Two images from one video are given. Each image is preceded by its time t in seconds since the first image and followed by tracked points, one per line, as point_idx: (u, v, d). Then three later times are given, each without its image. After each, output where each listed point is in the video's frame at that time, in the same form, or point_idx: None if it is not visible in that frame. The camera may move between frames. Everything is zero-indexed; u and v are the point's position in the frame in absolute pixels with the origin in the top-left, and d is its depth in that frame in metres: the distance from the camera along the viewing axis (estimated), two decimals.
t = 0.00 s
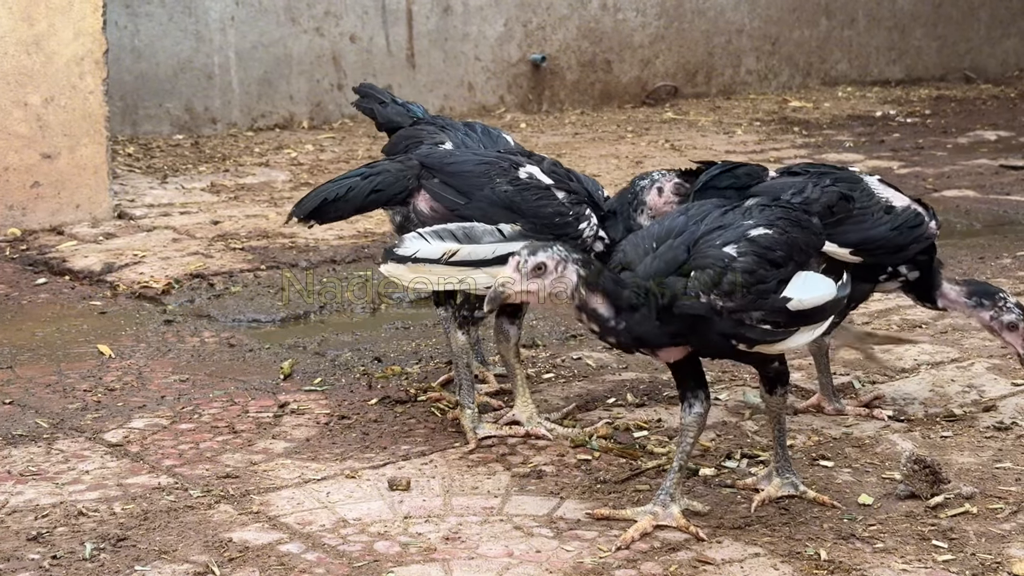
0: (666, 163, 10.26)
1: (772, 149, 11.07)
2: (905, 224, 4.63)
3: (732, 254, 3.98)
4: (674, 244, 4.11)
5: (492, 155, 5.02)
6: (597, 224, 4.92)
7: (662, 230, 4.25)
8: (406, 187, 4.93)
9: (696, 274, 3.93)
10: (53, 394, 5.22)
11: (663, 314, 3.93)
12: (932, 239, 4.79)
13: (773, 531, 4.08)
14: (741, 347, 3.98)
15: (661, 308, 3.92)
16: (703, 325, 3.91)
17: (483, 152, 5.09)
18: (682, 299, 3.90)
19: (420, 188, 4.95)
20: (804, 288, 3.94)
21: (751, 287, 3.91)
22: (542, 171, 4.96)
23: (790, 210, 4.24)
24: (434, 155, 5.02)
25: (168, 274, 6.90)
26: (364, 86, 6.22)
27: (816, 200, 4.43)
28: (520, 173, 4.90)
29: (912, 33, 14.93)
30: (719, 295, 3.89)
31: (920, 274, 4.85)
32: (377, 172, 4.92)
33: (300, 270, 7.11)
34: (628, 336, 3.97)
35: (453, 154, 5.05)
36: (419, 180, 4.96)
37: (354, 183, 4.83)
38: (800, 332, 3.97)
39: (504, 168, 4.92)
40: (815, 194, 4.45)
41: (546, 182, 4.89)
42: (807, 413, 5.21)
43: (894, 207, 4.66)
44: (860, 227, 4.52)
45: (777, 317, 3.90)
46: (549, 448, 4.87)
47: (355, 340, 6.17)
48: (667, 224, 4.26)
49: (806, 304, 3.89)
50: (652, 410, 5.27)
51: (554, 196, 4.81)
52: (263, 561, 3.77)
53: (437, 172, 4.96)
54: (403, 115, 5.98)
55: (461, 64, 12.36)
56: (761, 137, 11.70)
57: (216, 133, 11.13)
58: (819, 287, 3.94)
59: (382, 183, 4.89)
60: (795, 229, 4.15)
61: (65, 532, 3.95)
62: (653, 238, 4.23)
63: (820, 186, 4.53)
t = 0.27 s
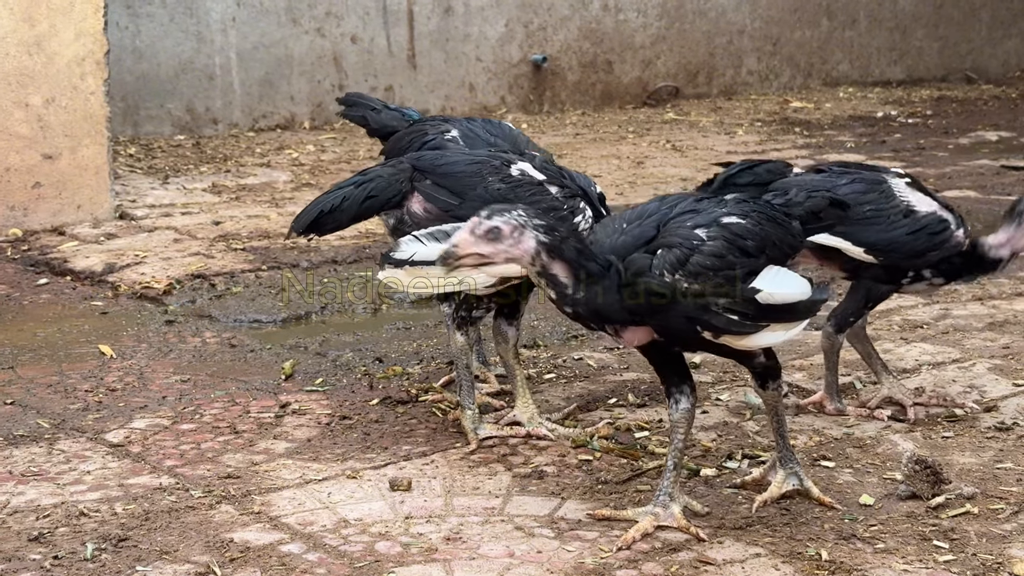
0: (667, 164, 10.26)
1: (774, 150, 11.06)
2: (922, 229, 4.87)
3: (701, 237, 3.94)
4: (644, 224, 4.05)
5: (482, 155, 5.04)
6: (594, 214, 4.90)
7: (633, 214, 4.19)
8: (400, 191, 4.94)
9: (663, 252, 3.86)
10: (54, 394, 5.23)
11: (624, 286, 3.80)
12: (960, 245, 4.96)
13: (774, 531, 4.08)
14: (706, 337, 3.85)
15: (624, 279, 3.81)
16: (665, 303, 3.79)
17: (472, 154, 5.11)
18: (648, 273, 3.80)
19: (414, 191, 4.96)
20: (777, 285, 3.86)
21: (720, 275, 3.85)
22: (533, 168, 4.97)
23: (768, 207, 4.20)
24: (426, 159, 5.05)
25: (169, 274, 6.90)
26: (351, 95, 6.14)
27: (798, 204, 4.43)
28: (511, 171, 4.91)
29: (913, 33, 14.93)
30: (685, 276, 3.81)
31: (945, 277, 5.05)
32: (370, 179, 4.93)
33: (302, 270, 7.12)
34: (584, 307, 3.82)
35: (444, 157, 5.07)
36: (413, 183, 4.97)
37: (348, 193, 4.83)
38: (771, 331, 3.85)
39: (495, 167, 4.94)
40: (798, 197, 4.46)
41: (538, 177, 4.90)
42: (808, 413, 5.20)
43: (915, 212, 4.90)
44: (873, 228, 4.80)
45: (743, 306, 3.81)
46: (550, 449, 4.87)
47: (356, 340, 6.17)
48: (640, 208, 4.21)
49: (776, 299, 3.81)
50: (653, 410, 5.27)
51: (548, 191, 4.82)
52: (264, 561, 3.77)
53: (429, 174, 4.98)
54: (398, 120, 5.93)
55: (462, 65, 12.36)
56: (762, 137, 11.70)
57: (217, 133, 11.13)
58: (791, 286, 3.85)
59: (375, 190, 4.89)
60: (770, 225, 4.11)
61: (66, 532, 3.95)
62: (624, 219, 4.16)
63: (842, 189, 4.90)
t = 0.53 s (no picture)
0: (669, 165, 10.26)
1: (776, 151, 11.06)
2: (951, 189, 5.00)
3: (659, 234, 4.01)
4: (609, 222, 4.17)
5: (481, 156, 5.07)
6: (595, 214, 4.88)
7: (606, 212, 4.31)
8: (402, 193, 4.95)
9: (616, 248, 3.97)
10: (56, 396, 5.23)
11: (582, 284, 3.96)
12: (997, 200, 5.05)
13: (776, 534, 4.08)
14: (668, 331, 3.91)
15: (579, 278, 3.97)
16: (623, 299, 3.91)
17: (471, 155, 5.14)
18: (601, 270, 3.94)
19: (415, 193, 4.98)
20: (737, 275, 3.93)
21: (677, 269, 3.91)
22: (533, 169, 5.01)
23: (745, 210, 4.19)
24: (425, 161, 5.06)
25: (171, 276, 6.90)
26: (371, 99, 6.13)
27: (787, 210, 4.35)
28: (511, 173, 4.94)
29: (915, 35, 14.92)
30: (638, 272, 3.90)
31: (990, 238, 5.12)
32: (371, 181, 4.96)
33: (304, 272, 7.12)
34: (541, 304, 4.04)
35: (443, 158, 5.09)
36: (414, 186, 4.98)
37: (349, 195, 4.90)
38: (738, 324, 3.94)
39: (494, 169, 4.97)
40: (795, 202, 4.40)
41: (538, 178, 4.93)
42: (811, 415, 5.19)
43: (943, 177, 5.03)
44: (905, 198, 4.95)
45: (704, 300, 3.87)
46: (551, 451, 4.87)
47: (358, 342, 6.17)
48: (611, 207, 4.32)
49: (740, 291, 3.86)
50: (655, 412, 5.27)
51: (547, 192, 4.83)
52: (266, 564, 3.77)
53: (429, 176, 4.99)
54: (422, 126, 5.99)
55: (464, 66, 12.36)
56: (764, 139, 11.70)
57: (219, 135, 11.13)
58: (765, 278, 3.91)
59: (377, 192, 4.92)
60: (741, 226, 4.10)
61: (69, 534, 3.95)
62: (594, 217, 4.30)
63: (868, 169, 5.04)
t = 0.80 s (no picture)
0: (671, 166, 10.25)
1: (778, 152, 11.05)
2: (973, 213, 4.78)
3: (587, 250, 3.73)
4: (539, 227, 3.88)
5: (476, 156, 5.05)
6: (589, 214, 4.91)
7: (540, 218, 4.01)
8: (399, 194, 4.94)
9: (541, 257, 3.71)
10: (59, 397, 5.23)
11: (495, 291, 3.66)
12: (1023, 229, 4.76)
13: (779, 535, 4.07)
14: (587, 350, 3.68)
15: (494, 282, 3.66)
16: (538, 309, 3.66)
17: (466, 154, 5.12)
18: (522, 277, 3.66)
19: (412, 195, 4.95)
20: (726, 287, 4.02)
21: (599, 287, 3.65)
22: (527, 166, 5.03)
23: (693, 236, 3.88)
24: (422, 161, 5.02)
25: (174, 277, 6.90)
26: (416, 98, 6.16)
27: (754, 233, 3.93)
28: (505, 171, 4.95)
29: (917, 35, 14.91)
30: (557, 284, 3.64)
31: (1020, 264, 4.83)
32: (371, 182, 4.94)
33: (306, 273, 7.12)
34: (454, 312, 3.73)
35: (439, 158, 5.06)
36: (411, 187, 4.95)
37: (348, 198, 4.88)
38: (663, 352, 3.67)
39: (489, 168, 4.96)
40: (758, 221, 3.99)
41: (532, 176, 4.95)
42: (814, 416, 5.18)
43: (966, 200, 4.82)
44: (926, 220, 4.79)
45: (628, 323, 3.62)
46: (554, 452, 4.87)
47: (360, 343, 6.17)
48: (549, 214, 4.03)
49: (663, 320, 3.65)
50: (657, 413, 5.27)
51: (541, 190, 4.89)
52: (269, 565, 3.77)
53: (426, 178, 4.96)
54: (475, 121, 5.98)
55: (466, 67, 12.36)
56: (766, 140, 11.69)
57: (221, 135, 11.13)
58: (700, 307, 3.70)
59: (376, 193, 4.91)
60: (684, 252, 3.82)
61: (72, 535, 3.95)
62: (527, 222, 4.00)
63: (894, 184, 4.92)
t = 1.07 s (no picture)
0: (673, 167, 10.25)
1: (780, 153, 11.05)
2: (979, 223, 4.78)
3: (458, 249, 3.78)
4: (432, 228, 3.96)
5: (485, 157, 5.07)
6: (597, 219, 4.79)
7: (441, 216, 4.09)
8: (409, 191, 4.98)
9: (414, 257, 3.79)
10: (61, 397, 5.23)
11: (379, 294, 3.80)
12: None
13: (782, 535, 4.07)
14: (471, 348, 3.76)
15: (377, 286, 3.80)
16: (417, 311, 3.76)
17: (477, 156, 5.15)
18: (397, 280, 3.77)
19: (422, 193, 5.00)
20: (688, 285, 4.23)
21: (466, 286, 3.69)
22: (535, 170, 4.96)
23: (582, 234, 3.83)
24: (432, 160, 5.10)
25: (176, 277, 6.91)
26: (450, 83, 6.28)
27: (664, 234, 3.81)
28: (511, 174, 4.92)
29: (919, 36, 14.91)
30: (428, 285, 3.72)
31: None
32: (381, 181, 4.97)
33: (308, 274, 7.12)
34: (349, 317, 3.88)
35: (450, 157, 5.12)
36: (421, 184, 5.02)
37: (360, 195, 4.90)
38: (543, 351, 3.70)
39: (495, 170, 4.96)
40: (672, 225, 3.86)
41: (538, 180, 4.87)
42: (816, 417, 5.18)
43: (973, 210, 4.82)
44: (936, 230, 4.85)
45: (500, 321, 3.66)
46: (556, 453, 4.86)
47: (361, 344, 6.17)
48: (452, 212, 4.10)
49: (533, 317, 3.66)
50: (659, 414, 5.28)
51: (545, 194, 4.79)
52: (271, 565, 3.77)
53: (433, 176, 5.02)
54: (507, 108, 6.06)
55: (468, 68, 12.37)
56: (768, 140, 11.69)
57: (223, 136, 11.14)
58: (576, 302, 3.68)
59: (386, 190, 4.94)
60: (559, 245, 3.78)
61: (74, 536, 3.95)
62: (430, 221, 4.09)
63: (909, 191, 4.99)
